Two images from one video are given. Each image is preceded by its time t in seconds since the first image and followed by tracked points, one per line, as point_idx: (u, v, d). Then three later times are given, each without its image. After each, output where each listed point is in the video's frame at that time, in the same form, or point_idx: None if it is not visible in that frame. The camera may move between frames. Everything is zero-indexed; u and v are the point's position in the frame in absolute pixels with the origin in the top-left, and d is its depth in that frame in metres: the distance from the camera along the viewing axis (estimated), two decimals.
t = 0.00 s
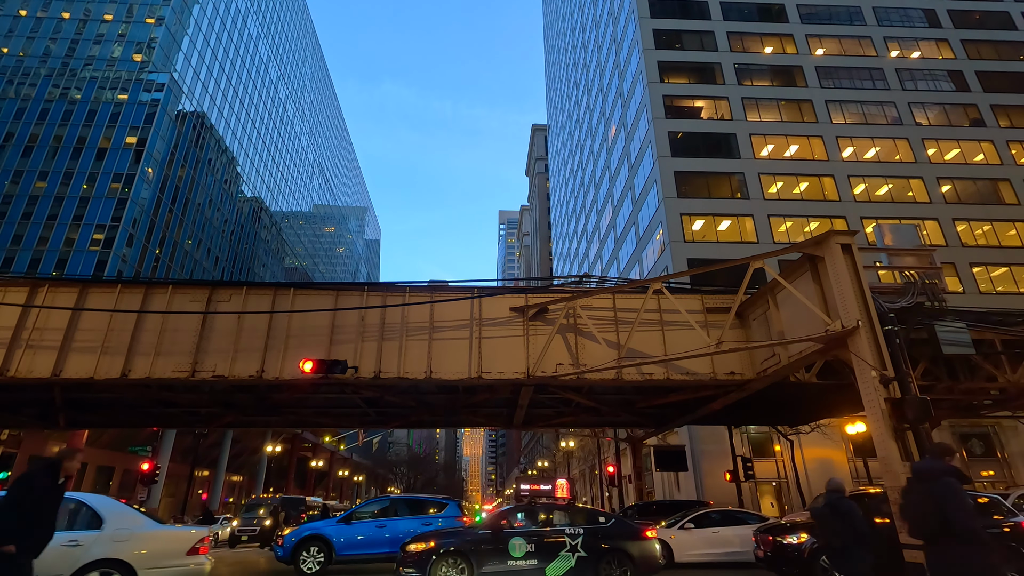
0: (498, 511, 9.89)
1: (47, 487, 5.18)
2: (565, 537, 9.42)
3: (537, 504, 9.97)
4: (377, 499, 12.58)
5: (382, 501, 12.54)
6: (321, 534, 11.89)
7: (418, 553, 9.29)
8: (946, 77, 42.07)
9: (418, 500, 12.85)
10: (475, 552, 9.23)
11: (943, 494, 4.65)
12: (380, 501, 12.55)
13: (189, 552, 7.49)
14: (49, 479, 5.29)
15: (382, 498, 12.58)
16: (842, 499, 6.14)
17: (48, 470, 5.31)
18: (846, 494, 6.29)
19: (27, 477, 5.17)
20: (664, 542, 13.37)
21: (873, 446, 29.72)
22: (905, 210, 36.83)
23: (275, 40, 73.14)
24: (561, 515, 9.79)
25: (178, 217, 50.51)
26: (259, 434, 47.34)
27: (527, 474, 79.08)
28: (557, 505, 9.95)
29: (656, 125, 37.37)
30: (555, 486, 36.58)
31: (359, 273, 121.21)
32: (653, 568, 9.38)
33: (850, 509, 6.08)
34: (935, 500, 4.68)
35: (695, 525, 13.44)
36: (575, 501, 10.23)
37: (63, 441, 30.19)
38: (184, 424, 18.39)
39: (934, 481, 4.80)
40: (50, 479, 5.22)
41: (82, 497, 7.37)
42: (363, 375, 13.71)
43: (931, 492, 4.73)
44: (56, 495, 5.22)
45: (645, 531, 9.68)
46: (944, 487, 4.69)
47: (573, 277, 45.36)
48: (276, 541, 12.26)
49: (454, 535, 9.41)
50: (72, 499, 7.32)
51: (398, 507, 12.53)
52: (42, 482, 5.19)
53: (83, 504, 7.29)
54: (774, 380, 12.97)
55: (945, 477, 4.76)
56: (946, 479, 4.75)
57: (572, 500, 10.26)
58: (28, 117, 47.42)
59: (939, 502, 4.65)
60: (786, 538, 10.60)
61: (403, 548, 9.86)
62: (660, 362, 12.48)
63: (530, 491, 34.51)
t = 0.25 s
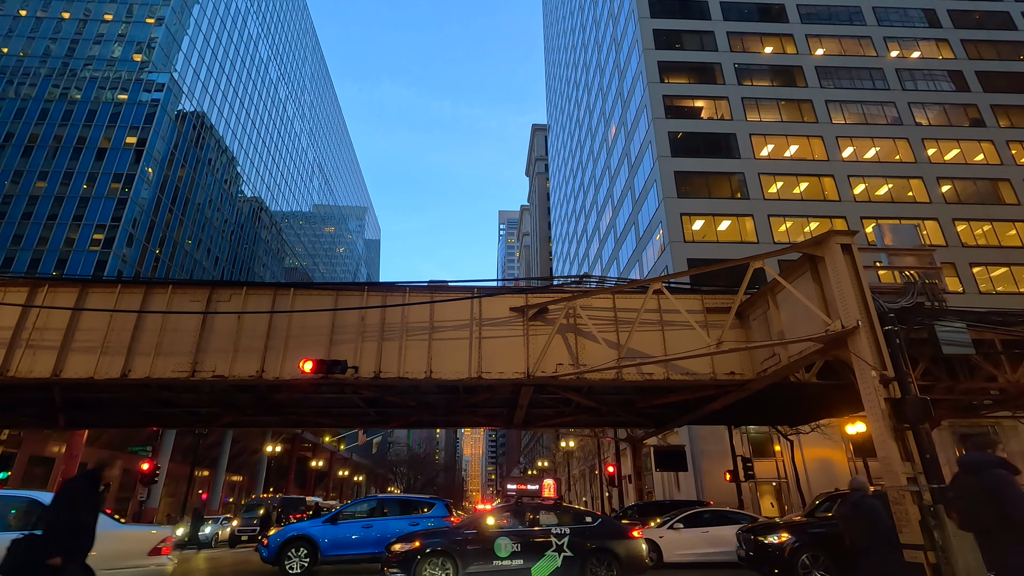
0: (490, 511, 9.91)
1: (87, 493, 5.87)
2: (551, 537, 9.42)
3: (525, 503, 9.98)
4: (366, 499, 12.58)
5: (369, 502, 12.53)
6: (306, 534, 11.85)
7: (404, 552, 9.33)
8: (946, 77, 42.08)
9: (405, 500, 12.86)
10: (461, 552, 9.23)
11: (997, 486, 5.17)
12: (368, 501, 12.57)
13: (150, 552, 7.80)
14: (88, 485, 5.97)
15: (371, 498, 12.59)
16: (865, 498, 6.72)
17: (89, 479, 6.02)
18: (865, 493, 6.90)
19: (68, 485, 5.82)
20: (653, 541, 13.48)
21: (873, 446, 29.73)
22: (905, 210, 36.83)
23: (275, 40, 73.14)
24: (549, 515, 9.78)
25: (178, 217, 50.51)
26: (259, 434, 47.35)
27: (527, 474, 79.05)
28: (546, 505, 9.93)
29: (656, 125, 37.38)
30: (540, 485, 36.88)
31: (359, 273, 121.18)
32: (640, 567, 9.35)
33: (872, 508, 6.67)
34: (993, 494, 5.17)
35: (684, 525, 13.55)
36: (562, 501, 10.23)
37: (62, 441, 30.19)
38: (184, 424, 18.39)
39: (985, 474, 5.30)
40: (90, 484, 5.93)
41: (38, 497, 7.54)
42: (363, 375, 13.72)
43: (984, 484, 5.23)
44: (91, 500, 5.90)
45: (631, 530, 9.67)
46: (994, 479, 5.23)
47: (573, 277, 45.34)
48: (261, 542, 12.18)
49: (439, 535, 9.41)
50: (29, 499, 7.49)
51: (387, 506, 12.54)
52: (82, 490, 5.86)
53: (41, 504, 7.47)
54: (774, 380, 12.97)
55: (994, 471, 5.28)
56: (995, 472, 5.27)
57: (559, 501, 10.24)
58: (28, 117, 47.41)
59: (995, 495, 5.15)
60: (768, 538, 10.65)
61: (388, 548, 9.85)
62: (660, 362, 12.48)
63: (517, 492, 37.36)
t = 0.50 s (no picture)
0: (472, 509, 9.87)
1: (129, 486, 5.70)
2: (534, 537, 9.36)
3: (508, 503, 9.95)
4: (352, 499, 12.59)
5: (356, 500, 12.57)
6: (292, 535, 11.82)
7: (383, 553, 9.36)
8: (946, 77, 42.08)
9: (392, 500, 12.88)
10: (444, 553, 9.22)
11: None
12: (355, 501, 12.58)
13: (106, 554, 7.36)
14: (128, 479, 5.78)
15: (358, 498, 12.60)
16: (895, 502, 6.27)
17: (131, 472, 5.82)
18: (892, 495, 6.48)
19: (110, 477, 5.66)
20: (641, 542, 13.54)
21: (873, 446, 29.74)
22: (905, 210, 36.82)
23: (275, 40, 73.14)
24: (533, 515, 9.74)
25: (178, 217, 50.53)
26: (259, 434, 47.38)
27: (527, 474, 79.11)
28: (530, 505, 9.91)
29: (656, 125, 37.37)
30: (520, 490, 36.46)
31: (359, 273, 121.19)
32: (622, 567, 9.32)
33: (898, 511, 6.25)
34: None
35: (674, 526, 13.65)
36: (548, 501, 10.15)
37: (62, 442, 30.21)
38: (184, 424, 18.39)
39: None
40: (132, 478, 5.73)
41: None
42: (363, 375, 13.73)
43: None
44: (135, 495, 5.68)
45: (615, 531, 9.65)
46: None
47: (573, 277, 45.36)
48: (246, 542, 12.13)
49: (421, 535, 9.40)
50: None
51: (374, 505, 12.59)
52: (122, 483, 5.70)
53: None
54: (774, 380, 12.98)
55: None
56: None
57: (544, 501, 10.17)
58: (28, 117, 47.42)
59: None
60: (749, 539, 10.34)
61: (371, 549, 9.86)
62: (660, 362, 12.48)
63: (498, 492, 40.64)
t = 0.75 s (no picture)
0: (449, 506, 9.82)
1: (169, 492, 5.81)
2: (512, 538, 9.26)
3: (486, 503, 9.90)
4: (339, 499, 12.60)
5: (343, 501, 12.56)
6: (277, 534, 11.82)
7: (359, 552, 9.24)
8: (946, 77, 42.08)
9: (380, 500, 12.86)
10: (419, 553, 9.16)
11: None
12: (341, 501, 12.59)
13: (38, 556, 8.03)
14: (168, 483, 5.90)
15: (345, 498, 12.61)
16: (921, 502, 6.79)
17: (171, 478, 5.95)
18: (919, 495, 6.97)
19: (150, 483, 5.79)
20: (631, 541, 13.58)
21: (873, 446, 29.75)
22: (905, 210, 36.83)
23: (275, 40, 73.14)
24: (511, 515, 9.64)
25: (178, 217, 50.53)
26: (259, 434, 47.41)
27: (527, 474, 79.13)
28: (509, 505, 9.81)
29: (656, 125, 37.38)
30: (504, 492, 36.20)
31: (359, 273, 121.16)
32: (600, 568, 9.16)
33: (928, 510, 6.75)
34: None
35: (664, 526, 13.72)
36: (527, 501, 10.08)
37: (62, 442, 30.23)
38: (184, 424, 18.38)
39: None
40: (172, 484, 5.84)
41: None
42: (363, 375, 13.72)
43: None
44: (177, 499, 5.84)
45: (593, 532, 9.52)
46: None
47: (573, 277, 45.36)
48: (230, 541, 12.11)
49: (397, 534, 9.34)
50: None
51: (361, 505, 12.64)
52: (164, 489, 5.80)
53: None
54: (774, 380, 12.97)
55: None
56: None
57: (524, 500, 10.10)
58: (28, 117, 47.41)
59: None
60: (734, 537, 10.47)
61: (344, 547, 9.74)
62: (660, 362, 12.47)
63: (478, 492, 43.74)
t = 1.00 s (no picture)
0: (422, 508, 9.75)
1: (211, 492, 6.10)
2: (483, 538, 9.25)
3: (457, 503, 9.86)
4: (322, 499, 12.67)
5: (325, 501, 12.58)
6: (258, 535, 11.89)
7: (325, 552, 9.05)
8: (946, 77, 42.07)
9: (364, 501, 12.76)
10: (388, 553, 9.08)
11: None
12: (324, 501, 12.63)
13: None
14: (212, 483, 6.16)
15: (327, 498, 12.65)
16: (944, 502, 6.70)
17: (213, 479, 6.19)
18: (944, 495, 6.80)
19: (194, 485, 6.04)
20: (620, 541, 13.67)
21: (873, 446, 29.75)
22: (905, 210, 36.82)
23: (275, 40, 73.15)
24: (484, 515, 9.59)
25: (178, 217, 50.53)
26: (259, 434, 47.42)
27: (527, 474, 79.18)
28: (481, 503, 9.79)
29: (656, 125, 37.39)
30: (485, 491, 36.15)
31: (359, 273, 121.17)
32: (573, 567, 9.25)
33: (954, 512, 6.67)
34: None
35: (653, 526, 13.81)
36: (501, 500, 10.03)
37: (62, 442, 30.24)
38: (184, 424, 18.37)
39: None
40: (215, 486, 6.10)
41: None
42: (363, 375, 13.72)
43: None
44: (217, 499, 6.13)
45: (566, 532, 9.62)
46: None
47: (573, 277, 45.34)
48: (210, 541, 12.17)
49: (367, 534, 9.25)
50: None
51: (344, 506, 12.60)
52: (207, 490, 6.07)
53: None
54: (774, 380, 12.97)
55: None
56: None
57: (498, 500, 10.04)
58: (28, 117, 47.41)
59: None
60: (721, 537, 10.58)
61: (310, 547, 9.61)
62: (660, 362, 12.47)
63: (451, 492, 42.38)
